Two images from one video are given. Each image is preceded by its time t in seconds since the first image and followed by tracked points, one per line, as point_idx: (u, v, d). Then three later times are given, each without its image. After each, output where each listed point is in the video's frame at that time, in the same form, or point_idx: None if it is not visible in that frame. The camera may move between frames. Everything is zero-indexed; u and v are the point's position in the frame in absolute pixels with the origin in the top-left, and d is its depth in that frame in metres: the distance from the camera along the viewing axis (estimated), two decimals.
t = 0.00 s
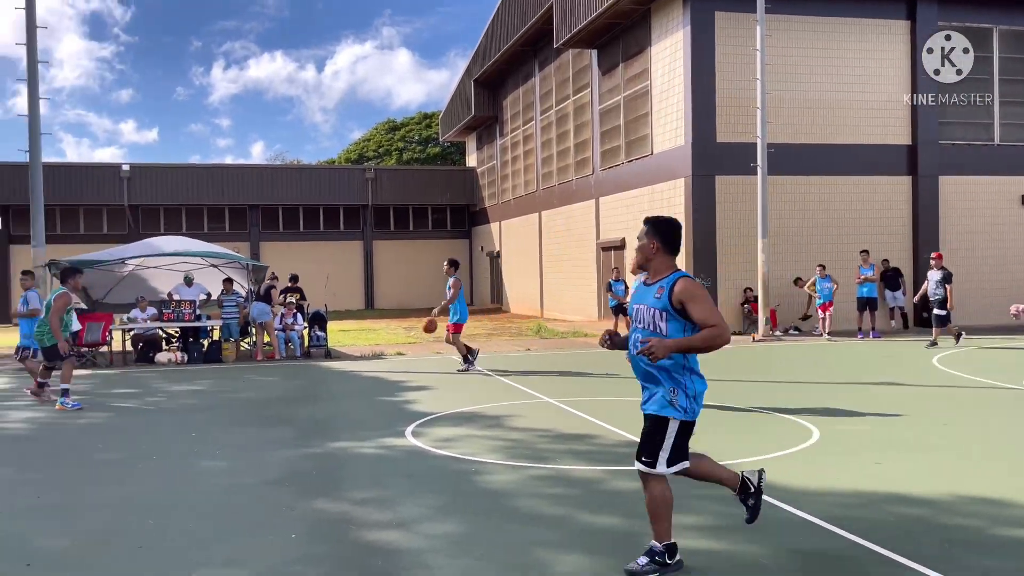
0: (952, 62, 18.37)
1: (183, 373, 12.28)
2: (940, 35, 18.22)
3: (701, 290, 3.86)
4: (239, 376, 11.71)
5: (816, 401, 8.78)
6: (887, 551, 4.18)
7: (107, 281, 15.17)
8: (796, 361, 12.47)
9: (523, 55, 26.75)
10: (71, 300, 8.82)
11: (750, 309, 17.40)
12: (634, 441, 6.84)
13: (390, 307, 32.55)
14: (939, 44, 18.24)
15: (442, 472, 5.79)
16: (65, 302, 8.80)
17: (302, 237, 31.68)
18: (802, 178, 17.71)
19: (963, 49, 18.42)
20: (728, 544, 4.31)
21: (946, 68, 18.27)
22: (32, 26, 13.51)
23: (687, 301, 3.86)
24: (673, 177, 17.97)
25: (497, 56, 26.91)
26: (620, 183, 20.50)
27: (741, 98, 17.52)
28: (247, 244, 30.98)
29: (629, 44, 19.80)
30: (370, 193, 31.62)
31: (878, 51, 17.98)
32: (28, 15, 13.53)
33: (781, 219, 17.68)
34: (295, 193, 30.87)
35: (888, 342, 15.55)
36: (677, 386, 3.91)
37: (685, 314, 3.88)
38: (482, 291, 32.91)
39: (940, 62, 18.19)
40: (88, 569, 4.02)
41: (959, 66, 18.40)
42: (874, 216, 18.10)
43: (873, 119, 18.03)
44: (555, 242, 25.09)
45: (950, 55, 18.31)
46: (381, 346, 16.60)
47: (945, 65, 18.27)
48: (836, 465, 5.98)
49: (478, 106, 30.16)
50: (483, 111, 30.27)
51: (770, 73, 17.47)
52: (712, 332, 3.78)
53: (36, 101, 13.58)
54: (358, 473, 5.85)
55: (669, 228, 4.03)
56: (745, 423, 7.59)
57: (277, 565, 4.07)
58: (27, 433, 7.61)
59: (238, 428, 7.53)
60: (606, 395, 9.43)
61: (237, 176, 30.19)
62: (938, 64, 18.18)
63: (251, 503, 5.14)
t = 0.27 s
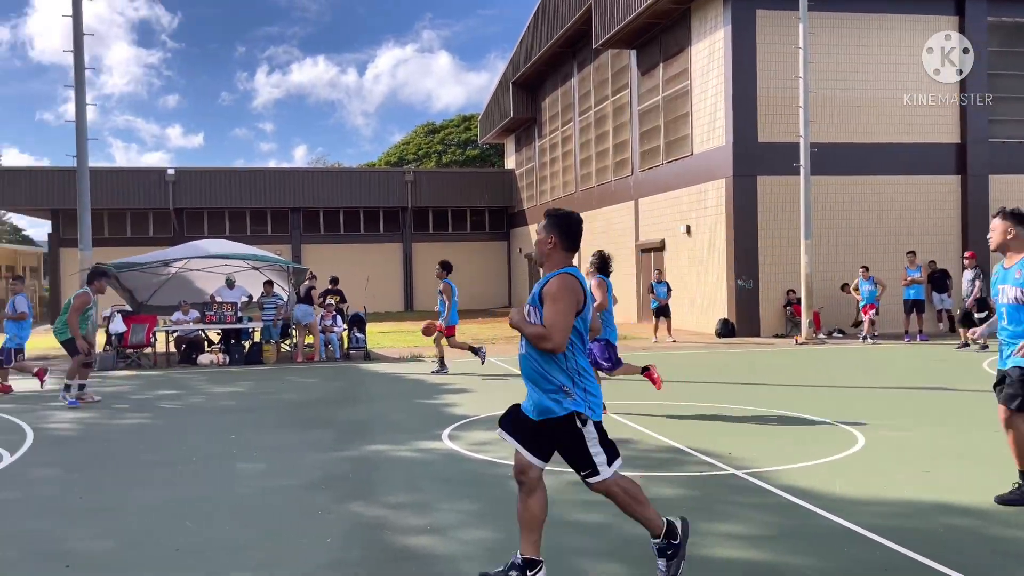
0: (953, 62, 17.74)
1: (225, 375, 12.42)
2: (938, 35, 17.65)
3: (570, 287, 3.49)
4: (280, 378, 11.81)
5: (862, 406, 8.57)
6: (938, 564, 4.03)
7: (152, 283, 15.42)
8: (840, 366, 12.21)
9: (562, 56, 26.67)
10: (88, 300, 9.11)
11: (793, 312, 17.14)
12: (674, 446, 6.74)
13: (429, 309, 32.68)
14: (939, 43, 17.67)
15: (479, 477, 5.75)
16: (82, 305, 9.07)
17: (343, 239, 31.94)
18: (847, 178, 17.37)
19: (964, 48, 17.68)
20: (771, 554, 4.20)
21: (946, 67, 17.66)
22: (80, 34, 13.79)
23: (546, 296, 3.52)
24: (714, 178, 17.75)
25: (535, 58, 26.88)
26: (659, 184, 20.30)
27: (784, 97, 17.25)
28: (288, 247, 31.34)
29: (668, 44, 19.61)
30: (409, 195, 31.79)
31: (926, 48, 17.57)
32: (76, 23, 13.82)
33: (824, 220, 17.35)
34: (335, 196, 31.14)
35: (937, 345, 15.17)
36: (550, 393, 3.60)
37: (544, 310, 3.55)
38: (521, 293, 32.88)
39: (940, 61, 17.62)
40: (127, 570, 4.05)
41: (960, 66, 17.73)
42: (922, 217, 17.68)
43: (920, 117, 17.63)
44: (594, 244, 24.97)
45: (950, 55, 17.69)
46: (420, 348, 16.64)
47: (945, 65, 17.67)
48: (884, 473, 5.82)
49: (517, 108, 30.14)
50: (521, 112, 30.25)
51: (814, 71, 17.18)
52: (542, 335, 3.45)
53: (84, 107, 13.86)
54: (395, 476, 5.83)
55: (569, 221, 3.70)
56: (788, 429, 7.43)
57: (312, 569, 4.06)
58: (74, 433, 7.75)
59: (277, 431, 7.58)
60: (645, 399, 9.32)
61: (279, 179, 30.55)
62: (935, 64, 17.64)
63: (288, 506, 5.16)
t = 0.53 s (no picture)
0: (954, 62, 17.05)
1: (276, 377, 12.62)
2: (938, 34, 16.97)
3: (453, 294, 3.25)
4: (331, 380, 11.94)
5: (920, 412, 8.34)
6: None
7: (206, 287, 15.71)
8: (897, 370, 11.91)
9: (609, 58, 26.55)
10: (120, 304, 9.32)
11: (848, 314, 16.78)
12: (724, 452, 6.64)
13: (477, 312, 32.81)
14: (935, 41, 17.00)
15: (526, 481, 5.73)
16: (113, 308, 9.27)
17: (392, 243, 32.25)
18: (903, 178, 16.95)
19: (963, 47, 17.03)
20: (824, 565, 4.11)
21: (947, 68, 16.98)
22: (137, 44, 14.16)
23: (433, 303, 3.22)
24: (765, 179, 17.48)
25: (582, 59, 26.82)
26: (709, 185, 20.06)
27: (837, 96, 16.91)
28: (339, 250, 31.75)
29: (717, 43, 19.38)
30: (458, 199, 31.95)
31: (985, 43, 17.08)
32: (133, 34, 14.20)
33: (880, 220, 16.95)
34: (384, 200, 31.45)
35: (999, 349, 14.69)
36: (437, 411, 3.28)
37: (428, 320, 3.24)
38: (569, 296, 32.79)
39: (941, 61, 16.97)
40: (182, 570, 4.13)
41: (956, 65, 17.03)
42: (982, 216, 17.16)
43: (979, 114, 17.13)
44: (642, 246, 24.79)
45: (949, 55, 17.01)
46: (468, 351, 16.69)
47: (945, 65, 16.99)
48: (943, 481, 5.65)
49: (564, 110, 30.08)
50: (569, 114, 30.19)
51: (867, 69, 16.81)
52: (451, 345, 3.16)
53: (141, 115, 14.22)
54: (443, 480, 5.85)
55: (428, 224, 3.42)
56: (842, 436, 7.26)
57: (361, 572, 4.09)
58: (132, 434, 7.95)
59: (328, 433, 7.67)
60: (696, 404, 9.21)
61: (329, 184, 30.99)
62: (935, 64, 16.97)
63: (338, 508, 5.20)
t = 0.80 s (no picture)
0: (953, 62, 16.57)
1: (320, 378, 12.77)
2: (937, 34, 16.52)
3: (297, 316, 2.95)
4: (374, 382, 12.06)
5: (972, 416, 8.15)
6: None
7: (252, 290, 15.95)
8: (947, 373, 11.65)
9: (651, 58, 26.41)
10: (150, 308, 9.76)
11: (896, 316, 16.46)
12: (770, 456, 6.55)
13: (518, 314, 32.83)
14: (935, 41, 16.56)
15: (570, 484, 5.72)
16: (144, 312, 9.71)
17: (433, 245, 32.43)
18: (952, 176, 16.58)
19: (964, 47, 16.54)
20: (874, 571, 4.03)
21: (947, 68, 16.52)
22: (185, 52, 14.45)
23: (268, 326, 2.95)
24: (810, 179, 17.22)
25: (623, 60, 26.71)
26: (753, 186, 19.83)
27: (883, 94, 16.62)
28: (381, 253, 32.02)
29: (761, 42, 19.16)
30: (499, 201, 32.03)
31: None
32: (181, 42, 14.49)
33: (929, 220, 16.59)
34: (426, 203, 31.65)
35: None
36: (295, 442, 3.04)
37: (266, 344, 2.98)
38: (610, 298, 32.65)
39: (941, 61, 16.53)
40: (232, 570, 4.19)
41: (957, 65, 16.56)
42: None
43: None
44: (684, 248, 24.59)
45: (949, 55, 16.54)
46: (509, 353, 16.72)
47: (945, 65, 16.54)
48: (997, 487, 5.51)
49: (605, 111, 29.98)
50: (610, 115, 30.09)
51: (915, 66, 16.49)
52: (265, 377, 2.86)
53: (189, 122, 14.50)
54: (486, 482, 5.87)
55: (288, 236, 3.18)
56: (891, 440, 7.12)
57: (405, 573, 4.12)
58: (181, 435, 8.09)
59: (371, 435, 7.73)
60: (740, 407, 9.10)
61: (372, 187, 31.28)
62: (934, 64, 16.54)
63: (382, 509, 5.24)
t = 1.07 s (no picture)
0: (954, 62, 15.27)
1: (363, 380, 12.90)
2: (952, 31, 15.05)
3: (142, 334, 2.90)
4: (416, 384, 12.16)
5: None
6: None
7: (295, 294, 16.19)
8: (997, 376, 11.38)
9: (691, 58, 26.20)
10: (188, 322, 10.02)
11: (944, 318, 16.12)
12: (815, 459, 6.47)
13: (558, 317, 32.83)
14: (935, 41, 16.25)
15: (612, 486, 5.72)
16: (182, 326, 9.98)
17: (473, 248, 32.57)
18: (1002, 174, 16.19)
19: (965, 47, 15.39)
20: None
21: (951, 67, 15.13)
22: (230, 60, 14.73)
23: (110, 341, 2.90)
24: (855, 179, 16.95)
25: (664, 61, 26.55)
26: (796, 187, 19.59)
27: (930, 92, 16.30)
28: (422, 257, 32.24)
29: (803, 41, 18.91)
30: (538, 204, 32.05)
31: None
32: (226, 51, 14.78)
33: (978, 219, 16.21)
34: (466, 206, 31.81)
35: None
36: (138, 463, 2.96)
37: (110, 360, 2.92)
38: (650, 300, 32.46)
39: (942, 61, 16.17)
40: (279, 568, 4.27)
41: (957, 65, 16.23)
42: None
43: None
44: (726, 249, 24.37)
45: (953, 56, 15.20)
46: (550, 356, 16.73)
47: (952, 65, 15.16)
48: None
49: (645, 113, 29.84)
50: (649, 117, 29.93)
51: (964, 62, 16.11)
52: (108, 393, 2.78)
53: (235, 128, 14.77)
54: (528, 483, 5.89)
55: (134, 249, 3.17)
56: (941, 444, 6.98)
57: (449, 573, 4.16)
58: (228, 435, 8.26)
59: (414, 435, 7.81)
60: (783, 410, 9.00)
61: (412, 191, 31.53)
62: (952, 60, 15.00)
63: (425, 509, 5.30)
